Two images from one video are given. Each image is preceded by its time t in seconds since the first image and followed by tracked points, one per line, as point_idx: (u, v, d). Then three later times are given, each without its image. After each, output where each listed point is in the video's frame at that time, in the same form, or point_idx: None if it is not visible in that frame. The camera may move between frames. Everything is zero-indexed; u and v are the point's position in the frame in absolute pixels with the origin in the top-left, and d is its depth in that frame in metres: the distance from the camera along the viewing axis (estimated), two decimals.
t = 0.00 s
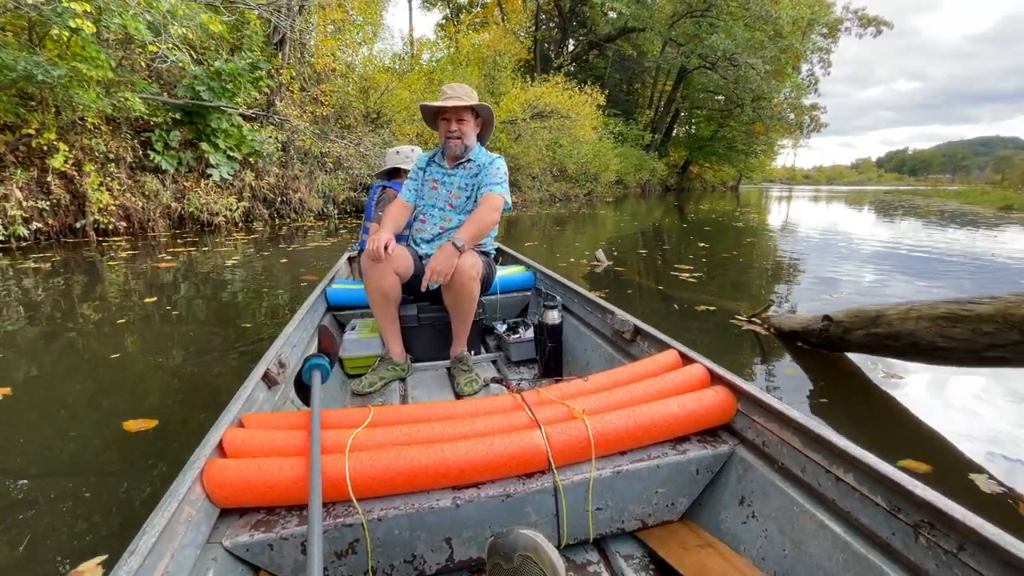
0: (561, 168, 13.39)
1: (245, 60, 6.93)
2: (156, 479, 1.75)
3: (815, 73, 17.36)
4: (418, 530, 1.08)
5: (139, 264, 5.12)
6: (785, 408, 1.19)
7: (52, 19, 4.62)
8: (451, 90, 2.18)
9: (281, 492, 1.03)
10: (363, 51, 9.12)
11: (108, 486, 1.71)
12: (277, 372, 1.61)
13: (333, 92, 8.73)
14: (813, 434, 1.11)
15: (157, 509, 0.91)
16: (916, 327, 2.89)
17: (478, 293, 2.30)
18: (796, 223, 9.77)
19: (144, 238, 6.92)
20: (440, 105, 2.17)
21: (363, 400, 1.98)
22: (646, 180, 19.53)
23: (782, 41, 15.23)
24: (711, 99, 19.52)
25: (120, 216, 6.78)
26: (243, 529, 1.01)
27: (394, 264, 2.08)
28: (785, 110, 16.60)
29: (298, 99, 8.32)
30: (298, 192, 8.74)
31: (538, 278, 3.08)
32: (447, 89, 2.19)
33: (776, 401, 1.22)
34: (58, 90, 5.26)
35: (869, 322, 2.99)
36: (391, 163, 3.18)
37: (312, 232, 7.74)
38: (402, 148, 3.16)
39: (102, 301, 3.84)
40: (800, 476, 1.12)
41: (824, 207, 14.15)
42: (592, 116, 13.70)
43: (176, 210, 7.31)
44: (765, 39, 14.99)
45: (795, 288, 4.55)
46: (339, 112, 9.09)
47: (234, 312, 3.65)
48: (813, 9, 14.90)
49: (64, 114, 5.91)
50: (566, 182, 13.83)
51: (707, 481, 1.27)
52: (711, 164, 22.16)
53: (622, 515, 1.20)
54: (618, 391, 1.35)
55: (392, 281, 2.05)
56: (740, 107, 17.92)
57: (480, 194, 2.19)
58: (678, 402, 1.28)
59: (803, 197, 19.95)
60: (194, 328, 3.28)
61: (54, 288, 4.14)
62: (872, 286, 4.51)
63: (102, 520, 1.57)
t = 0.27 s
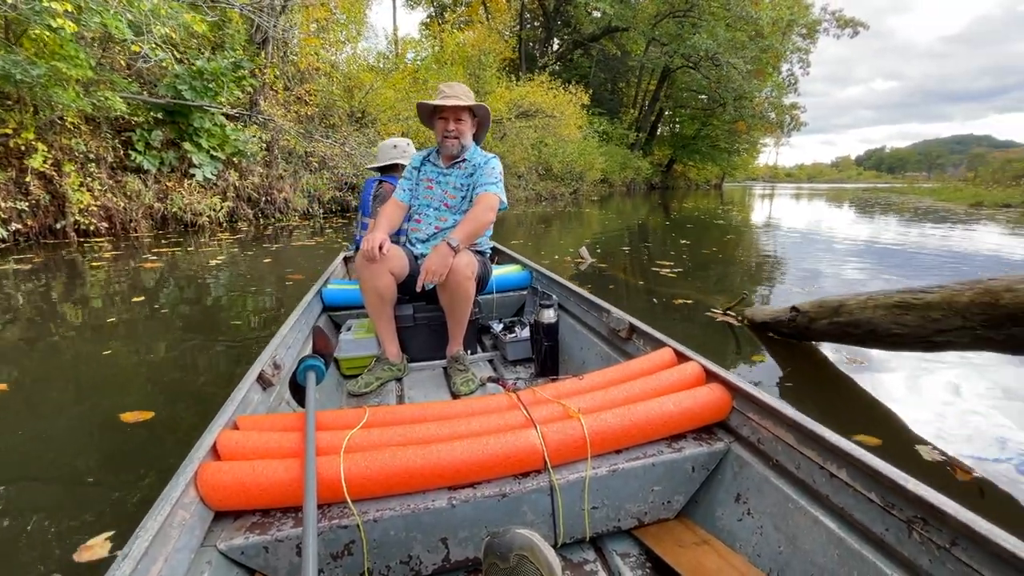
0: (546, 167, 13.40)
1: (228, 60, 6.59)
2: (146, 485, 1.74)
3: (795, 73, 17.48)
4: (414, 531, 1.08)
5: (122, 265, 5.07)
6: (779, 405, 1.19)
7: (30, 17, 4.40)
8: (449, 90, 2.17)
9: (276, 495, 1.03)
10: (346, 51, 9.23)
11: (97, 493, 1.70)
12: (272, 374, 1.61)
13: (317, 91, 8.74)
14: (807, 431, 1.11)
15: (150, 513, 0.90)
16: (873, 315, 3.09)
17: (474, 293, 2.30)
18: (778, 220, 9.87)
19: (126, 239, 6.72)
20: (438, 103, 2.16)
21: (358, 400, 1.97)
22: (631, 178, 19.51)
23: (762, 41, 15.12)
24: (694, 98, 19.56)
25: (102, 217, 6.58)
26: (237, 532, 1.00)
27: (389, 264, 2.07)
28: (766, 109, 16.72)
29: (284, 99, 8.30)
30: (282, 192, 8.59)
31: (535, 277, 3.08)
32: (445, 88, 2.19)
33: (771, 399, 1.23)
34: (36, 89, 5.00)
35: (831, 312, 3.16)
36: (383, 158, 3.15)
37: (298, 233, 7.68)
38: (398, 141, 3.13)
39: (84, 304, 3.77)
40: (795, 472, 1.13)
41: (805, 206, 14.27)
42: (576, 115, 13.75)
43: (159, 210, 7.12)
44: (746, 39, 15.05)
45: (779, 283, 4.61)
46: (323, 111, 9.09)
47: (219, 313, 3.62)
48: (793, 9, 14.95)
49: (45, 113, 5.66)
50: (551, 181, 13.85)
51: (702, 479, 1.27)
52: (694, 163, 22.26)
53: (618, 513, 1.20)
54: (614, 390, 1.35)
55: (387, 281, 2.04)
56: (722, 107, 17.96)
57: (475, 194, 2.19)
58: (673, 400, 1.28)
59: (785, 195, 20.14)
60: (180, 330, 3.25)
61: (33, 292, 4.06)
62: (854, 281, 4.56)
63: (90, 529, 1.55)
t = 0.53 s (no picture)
0: (532, 166, 13.41)
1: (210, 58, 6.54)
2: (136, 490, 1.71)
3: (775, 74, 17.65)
4: (412, 530, 1.07)
5: (104, 266, 5.02)
6: (778, 403, 1.19)
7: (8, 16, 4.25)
8: (448, 87, 2.16)
9: (272, 493, 1.02)
10: (330, 48, 9.08)
11: (86, 495, 1.69)
12: (269, 372, 1.60)
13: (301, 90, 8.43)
14: (806, 429, 1.11)
15: (144, 513, 0.89)
16: (835, 305, 3.22)
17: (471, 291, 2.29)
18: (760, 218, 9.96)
19: (107, 239, 6.61)
20: (438, 98, 2.15)
21: (356, 399, 1.96)
22: (616, 178, 19.44)
23: (743, 42, 15.22)
24: (678, 98, 19.64)
25: (82, 217, 6.45)
26: (234, 530, 1.00)
27: (386, 262, 2.06)
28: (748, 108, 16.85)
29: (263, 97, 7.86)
30: (267, 191, 8.33)
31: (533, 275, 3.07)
32: (444, 84, 2.18)
33: (770, 396, 1.22)
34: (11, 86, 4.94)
35: (799, 301, 3.33)
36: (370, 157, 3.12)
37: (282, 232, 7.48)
38: (383, 142, 3.09)
39: (64, 307, 3.71)
40: (793, 470, 1.12)
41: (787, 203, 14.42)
42: (559, 115, 13.82)
43: (141, 210, 6.97)
44: (728, 39, 15.14)
45: (766, 279, 4.65)
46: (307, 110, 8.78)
47: (203, 314, 3.59)
48: (772, 10, 15.15)
49: (21, 112, 5.45)
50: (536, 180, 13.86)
51: (701, 477, 1.27)
52: (678, 163, 22.36)
53: (617, 511, 1.19)
54: (613, 388, 1.35)
55: (384, 279, 2.04)
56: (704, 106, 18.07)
57: (472, 192, 2.18)
58: (671, 397, 1.28)
59: (768, 193, 20.35)
60: (162, 331, 3.23)
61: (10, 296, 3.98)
62: (837, 277, 4.60)
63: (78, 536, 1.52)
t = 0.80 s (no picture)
0: (517, 165, 13.41)
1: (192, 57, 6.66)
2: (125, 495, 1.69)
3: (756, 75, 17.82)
4: (409, 532, 1.07)
5: (85, 266, 4.96)
6: (774, 398, 1.19)
7: None
8: (443, 86, 2.16)
9: (268, 498, 1.02)
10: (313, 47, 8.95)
11: (73, 498, 1.68)
12: (264, 375, 1.59)
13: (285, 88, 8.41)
14: (803, 423, 1.10)
15: (138, 521, 0.89)
16: (801, 296, 3.35)
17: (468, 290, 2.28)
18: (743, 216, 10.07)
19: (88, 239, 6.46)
20: (434, 97, 2.14)
21: (354, 400, 1.96)
22: (601, 177, 19.41)
23: (725, 43, 15.51)
24: (662, 98, 19.71)
25: (61, 217, 6.31)
26: (230, 536, 0.99)
27: (381, 263, 2.05)
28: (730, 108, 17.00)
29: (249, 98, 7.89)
30: (251, 191, 8.31)
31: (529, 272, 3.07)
32: (440, 83, 2.17)
33: (767, 391, 1.22)
34: None
35: (767, 293, 3.45)
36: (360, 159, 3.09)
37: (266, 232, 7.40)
38: (373, 142, 3.07)
39: (44, 310, 3.65)
40: (790, 465, 1.12)
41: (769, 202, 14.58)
42: (543, 116, 13.86)
43: (121, 210, 6.84)
44: (709, 40, 15.26)
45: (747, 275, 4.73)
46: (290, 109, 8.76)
47: (186, 315, 3.57)
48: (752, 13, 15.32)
49: None
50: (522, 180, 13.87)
51: (699, 473, 1.26)
52: (662, 162, 22.45)
53: (615, 509, 1.19)
54: (610, 385, 1.34)
55: (379, 280, 2.03)
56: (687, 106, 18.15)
57: (467, 190, 2.18)
58: (668, 393, 1.27)
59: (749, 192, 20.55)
60: (146, 333, 3.20)
61: None
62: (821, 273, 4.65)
63: (64, 546, 1.49)
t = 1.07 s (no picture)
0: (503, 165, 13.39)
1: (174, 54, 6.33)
2: (115, 500, 1.66)
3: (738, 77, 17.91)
4: (406, 534, 1.06)
5: (65, 267, 4.89)
6: (774, 396, 1.18)
7: None
8: (438, 85, 2.14)
9: (262, 501, 1.01)
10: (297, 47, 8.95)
11: (58, 503, 1.65)
12: (259, 377, 1.58)
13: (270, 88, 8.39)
14: (803, 421, 1.09)
15: (129, 526, 0.87)
16: (770, 289, 3.50)
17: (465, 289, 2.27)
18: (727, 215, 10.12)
19: (67, 239, 6.34)
20: (429, 97, 2.13)
21: (350, 401, 1.95)
22: (587, 176, 19.41)
23: (708, 44, 15.59)
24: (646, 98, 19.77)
25: (40, 216, 6.17)
26: (224, 540, 0.98)
27: (377, 263, 2.04)
28: (713, 108, 17.09)
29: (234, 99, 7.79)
30: (234, 191, 8.24)
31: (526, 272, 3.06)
32: (436, 82, 2.15)
33: (766, 389, 1.21)
34: None
35: (739, 286, 3.58)
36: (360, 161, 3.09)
37: (252, 232, 7.37)
38: (372, 143, 3.06)
39: (24, 312, 3.58)
40: (790, 463, 1.11)
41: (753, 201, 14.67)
42: (528, 117, 13.86)
43: (102, 209, 6.73)
44: (692, 42, 15.32)
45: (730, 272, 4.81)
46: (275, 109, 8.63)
47: (169, 316, 3.54)
48: (734, 15, 15.44)
49: None
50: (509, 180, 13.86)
51: (697, 472, 1.26)
52: (647, 162, 22.52)
53: (614, 508, 1.18)
54: (607, 384, 1.33)
55: (375, 280, 2.02)
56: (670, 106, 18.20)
57: (462, 190, 2.16)
58: (666, 392, 1.26)
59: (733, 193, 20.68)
60: (130, 334, 3.17)
61: None
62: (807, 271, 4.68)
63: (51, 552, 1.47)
